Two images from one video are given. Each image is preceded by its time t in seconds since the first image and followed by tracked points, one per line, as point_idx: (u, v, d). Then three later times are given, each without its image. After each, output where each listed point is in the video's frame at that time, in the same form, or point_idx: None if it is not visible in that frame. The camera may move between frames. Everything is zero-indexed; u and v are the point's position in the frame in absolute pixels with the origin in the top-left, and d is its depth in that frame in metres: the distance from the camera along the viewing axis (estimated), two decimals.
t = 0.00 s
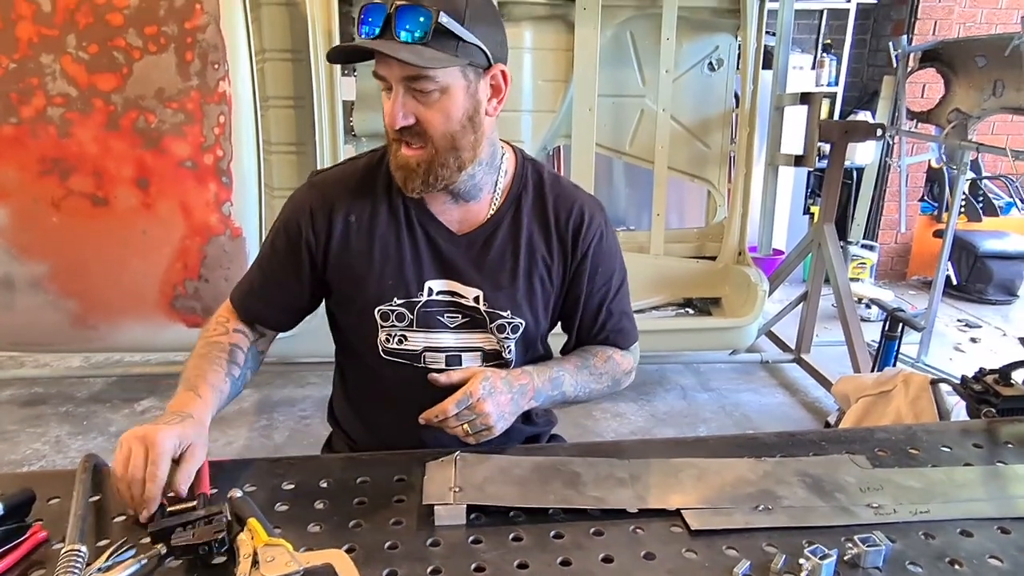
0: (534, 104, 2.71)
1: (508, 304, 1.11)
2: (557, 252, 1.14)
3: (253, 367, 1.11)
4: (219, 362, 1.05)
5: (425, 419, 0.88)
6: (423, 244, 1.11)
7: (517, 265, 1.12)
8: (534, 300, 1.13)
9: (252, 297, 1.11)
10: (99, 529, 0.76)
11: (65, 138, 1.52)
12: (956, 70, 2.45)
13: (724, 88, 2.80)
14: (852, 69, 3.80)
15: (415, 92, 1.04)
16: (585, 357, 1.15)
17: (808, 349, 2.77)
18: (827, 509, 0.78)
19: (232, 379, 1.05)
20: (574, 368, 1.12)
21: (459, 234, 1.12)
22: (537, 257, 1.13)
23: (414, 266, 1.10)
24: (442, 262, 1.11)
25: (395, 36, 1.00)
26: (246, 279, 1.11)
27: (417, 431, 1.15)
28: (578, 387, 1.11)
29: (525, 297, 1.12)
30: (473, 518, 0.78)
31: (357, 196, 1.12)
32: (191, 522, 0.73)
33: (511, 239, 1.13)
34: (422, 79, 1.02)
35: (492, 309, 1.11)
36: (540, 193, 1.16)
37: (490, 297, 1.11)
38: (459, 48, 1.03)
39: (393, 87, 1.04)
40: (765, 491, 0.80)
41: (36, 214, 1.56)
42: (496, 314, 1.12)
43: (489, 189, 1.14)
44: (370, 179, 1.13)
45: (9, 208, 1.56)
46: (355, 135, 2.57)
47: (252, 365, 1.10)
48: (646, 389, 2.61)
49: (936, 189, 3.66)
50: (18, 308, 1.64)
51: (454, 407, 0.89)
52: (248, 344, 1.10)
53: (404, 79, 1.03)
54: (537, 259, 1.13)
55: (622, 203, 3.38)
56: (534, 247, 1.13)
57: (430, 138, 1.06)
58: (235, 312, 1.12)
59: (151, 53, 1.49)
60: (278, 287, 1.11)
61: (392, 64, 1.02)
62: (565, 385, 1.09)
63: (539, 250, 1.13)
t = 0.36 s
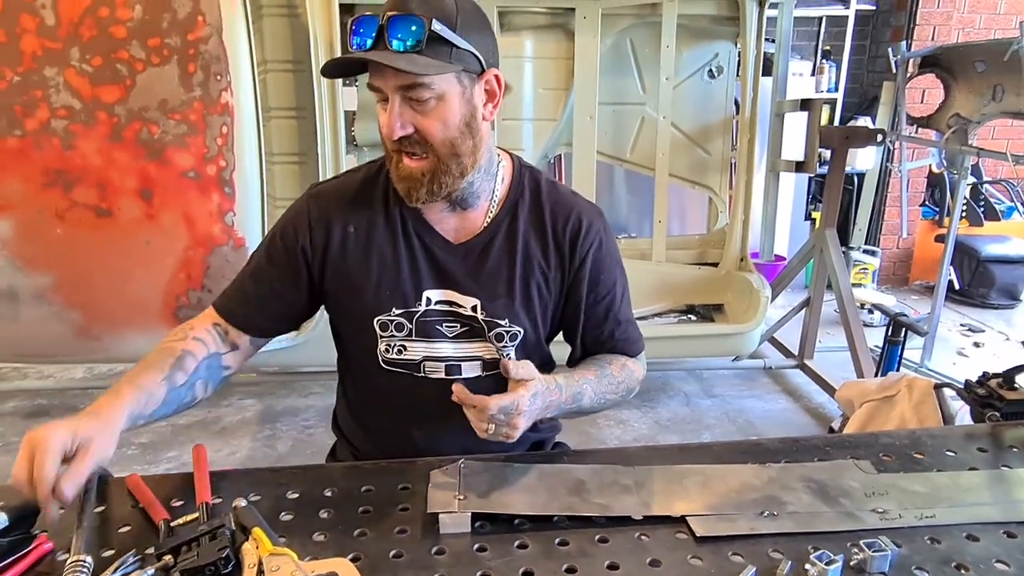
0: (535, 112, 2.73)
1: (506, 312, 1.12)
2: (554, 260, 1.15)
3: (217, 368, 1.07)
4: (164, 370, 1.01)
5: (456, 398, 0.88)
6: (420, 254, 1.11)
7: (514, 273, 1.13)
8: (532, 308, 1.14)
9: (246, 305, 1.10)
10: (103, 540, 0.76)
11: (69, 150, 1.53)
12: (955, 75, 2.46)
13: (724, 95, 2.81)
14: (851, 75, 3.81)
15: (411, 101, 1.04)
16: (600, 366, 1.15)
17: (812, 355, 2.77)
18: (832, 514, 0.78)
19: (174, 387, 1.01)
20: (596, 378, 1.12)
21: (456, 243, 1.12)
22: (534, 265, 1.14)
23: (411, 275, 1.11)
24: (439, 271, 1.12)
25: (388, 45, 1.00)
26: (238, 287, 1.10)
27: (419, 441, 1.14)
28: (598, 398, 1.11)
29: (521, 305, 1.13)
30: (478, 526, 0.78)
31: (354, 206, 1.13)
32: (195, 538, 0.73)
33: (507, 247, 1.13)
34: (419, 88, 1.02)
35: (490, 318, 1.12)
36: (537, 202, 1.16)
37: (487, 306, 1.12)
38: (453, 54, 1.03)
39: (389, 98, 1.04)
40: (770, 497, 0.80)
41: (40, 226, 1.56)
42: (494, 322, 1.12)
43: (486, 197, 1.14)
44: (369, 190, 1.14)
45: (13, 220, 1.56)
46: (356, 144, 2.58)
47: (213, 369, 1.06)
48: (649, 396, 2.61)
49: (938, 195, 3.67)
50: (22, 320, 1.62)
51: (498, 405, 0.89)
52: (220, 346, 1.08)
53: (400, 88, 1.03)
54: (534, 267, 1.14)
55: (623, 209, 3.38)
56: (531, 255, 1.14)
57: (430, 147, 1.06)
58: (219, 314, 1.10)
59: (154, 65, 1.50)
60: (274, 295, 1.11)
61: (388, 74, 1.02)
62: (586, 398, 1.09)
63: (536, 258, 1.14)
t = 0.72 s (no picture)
0: (537, 119, 2.73)
1: (515, 318, 1.12)
2: (561, 266, 1.15)
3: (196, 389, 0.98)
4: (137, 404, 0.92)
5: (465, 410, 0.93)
6: (428, 262, 1.11)
7: (523, 280, 1.13)
8: (540, 314, 1.14)
9: (247, 313, 1.04)
10: (107, 546, 0.76)
11: (73, 157, 1.46)
12: (957, 81, 2.46)
13: (727, 102, 2.82)
14: (854, 81, 3.82)
15: (432, 114, 1.04)
16: (599, 369, 1.17)
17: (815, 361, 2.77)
18: (837, 520, 0.78)
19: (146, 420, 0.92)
20: (594, 381, 1.14)
21: (465, 250, 1.12)
22: (542, 272, 1.14)
23: (419, 283, 1.11)
24: (448, 279, 1.12)
25: (411, 57, 1.00)
26: (235, 288, 1.05)
27: (425, 447, 1.15)
28: (597, 400, 1.13)
29: (530, 311, 1.13)
30: (482, 531, 0.78)
31: (365, 211, 1.12)
32: (199, 543, 0.73)
33: (515, 254, 1.13)
34: (440, 101, 1.03)
35: (500, 324, 1.12)
36: (542, 208, 1.17)
37: (497, 313, 1.12)
38: (475, 68, 1.04)
39: (409, 110, 1.03)
40: (775, 503, 0.80)
41: (43, 232, 1.49)
42: (504, 329, 1.12)
43: (493, 207, 1.14)
44: (377, 196, 1.13)
45: (16, 227, 1.48)
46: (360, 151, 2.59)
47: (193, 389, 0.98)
48: (652, 403, 2.61)
49: (941, 200, 3.68)
50: (26, 326, 1.53)
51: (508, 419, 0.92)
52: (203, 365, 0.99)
53: (421, 101, 1.03)
54: (542, 273, 1.14)
55: (626, 216, 3.38)
56: (538, 262, 1.14)
57: (447, 159, 1.06)
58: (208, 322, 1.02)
59: (159, 72, 1.45)
60: (280, 302, 1.07)
61: (410, 87, 1.01)
62: (586, 401, 1.11)
63: (544, 265, 1.14)
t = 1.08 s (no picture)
0: (545, 125, 2.73)
1: (530, 329, 1.12)
2: (576, 275, 1.16)
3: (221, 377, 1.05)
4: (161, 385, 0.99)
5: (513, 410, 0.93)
6: (442, 272, 1.12)
7: (537, 290, 1.13)
8: (555, 323, 1.15)
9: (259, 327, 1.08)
10: (119, 553, 0.76)
11: (85, 166, 1.46)
12: (966, 84, 2.45)
13: (735, 106, 2.81)
14: (862, 85, 3.81)
15: (464, 122, 1.06)
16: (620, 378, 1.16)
17: (826, 366, 2.75)
18: (848, 526, 0.78)
19: (173, 389, 0.99)
20: (620, 392, 1.14)
21: (479, 260, 1.13)
22: (557, 282, 1.14)
23: (433, 294, 1.11)
24: (463, 289, 1.12)
25: (451, 65, 1.02)
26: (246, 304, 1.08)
27: (437, 456, 1.15)
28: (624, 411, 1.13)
29: (545, 321, 1.14)
30: (491, 538, 0.78)
31: (377, 221, 1.13)
32: (208, 550, 0.73)
33: (530, 265, 1.14)
34: (475, 111, 1.05)
35: (515, 335, 1.12)
36: (558, 217, 1.17)
37: (512, 323, 1.12)
38: (512, 82, 1.07)
39: (442, 118, 1.05)
40: (785, 509, 0.80)
41: (55, 242, 1.47)
42: (519, 339, 1.12)
43: (509, 217, 1.14)
44: (389, 207, 1.14)
45: (28, 237, 1.45)
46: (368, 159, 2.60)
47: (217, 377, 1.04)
48: (662, 408, 2.60)
49: (951, 203, 3.67)
50: (38, 336, 1.51)
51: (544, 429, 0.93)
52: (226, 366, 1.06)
53: (455, 109, 1.05)
54: (557, 283, 1.14)
55: (634, 221, 3.38)
56: (554, 272, 1.14)
57: (473, 169, 1.07)
58: (229, 326, 1.08)
59: (169, 82, 1.45)
60: (292, 316, 1.10)
61: (447, 94, 1.03)
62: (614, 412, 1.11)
63: (559, 274, 1.15)
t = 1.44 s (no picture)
0: (547, 134, 2.74)
1: (533, 335, 1.13)
2: (572, 279, 1.15)
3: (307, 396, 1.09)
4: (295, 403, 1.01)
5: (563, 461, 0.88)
6: (443, 285, 1.12)
7: (536, 297, 1.13)
8: (555, 329, 1.15)
9: (287, 361, 1.07)
10: (126, 566, 0.76)
11: (89, 179, 1.32)
12: (969, 90, 2.45)
13: (737, 114, 2.82)
14: (864, 91, 3.82)
15: (481, 119, 1.07)
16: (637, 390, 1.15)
17: (831, 373, 2.75)
18: (857, 535, 0.77)
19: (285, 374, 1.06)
20: (641, 408, 1.12)
21: (479, 270, 1.13)
22: (554, 288, 1.15)
23: (435, 307, 1.11)
24: (464, 300, 1.12)
25: (468, 59, 1.03)
26: (270, 342, 1.07)
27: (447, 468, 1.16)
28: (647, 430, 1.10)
29: (547, 327, 1.14)
30: (498, 550, 0.77)
31: (378, 239, 1.13)
32: (216, 564, 0.73)
33: (528, 272, 1.14)
34: (491, 105, 1.06)
35: (518, 342, 1.12)
36: (551, 221, 1.17)
37: (514, 329, 1.12)
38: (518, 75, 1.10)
39: (459, 116, 1.06)
40: (793, 518, 0.79)
41: (60, 258, 1.35)
42: (523, 346, 1.13)
43: (506, 225, 1.13)
44: (387, 222, 1.14)
45: (34, 252, 1.34)
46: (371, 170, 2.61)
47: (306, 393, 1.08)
48: (667, 417, 2.59)
49: (955, 209, 3.66)
50: (44, 349, 1.43)
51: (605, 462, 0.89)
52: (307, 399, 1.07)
53: (472, 105, 1.06)
54: (554, 289, 1.14)
55: (638, 230, 3.38)
56: (551, 278, 1.15)
57: (494, 166, 1.08)
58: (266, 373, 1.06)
59: (172, 93, 1.31)
60: (319, 347, 1.09)
61: (463, 89, 1.05)
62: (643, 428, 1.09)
63: (555, 278, 1.15)
